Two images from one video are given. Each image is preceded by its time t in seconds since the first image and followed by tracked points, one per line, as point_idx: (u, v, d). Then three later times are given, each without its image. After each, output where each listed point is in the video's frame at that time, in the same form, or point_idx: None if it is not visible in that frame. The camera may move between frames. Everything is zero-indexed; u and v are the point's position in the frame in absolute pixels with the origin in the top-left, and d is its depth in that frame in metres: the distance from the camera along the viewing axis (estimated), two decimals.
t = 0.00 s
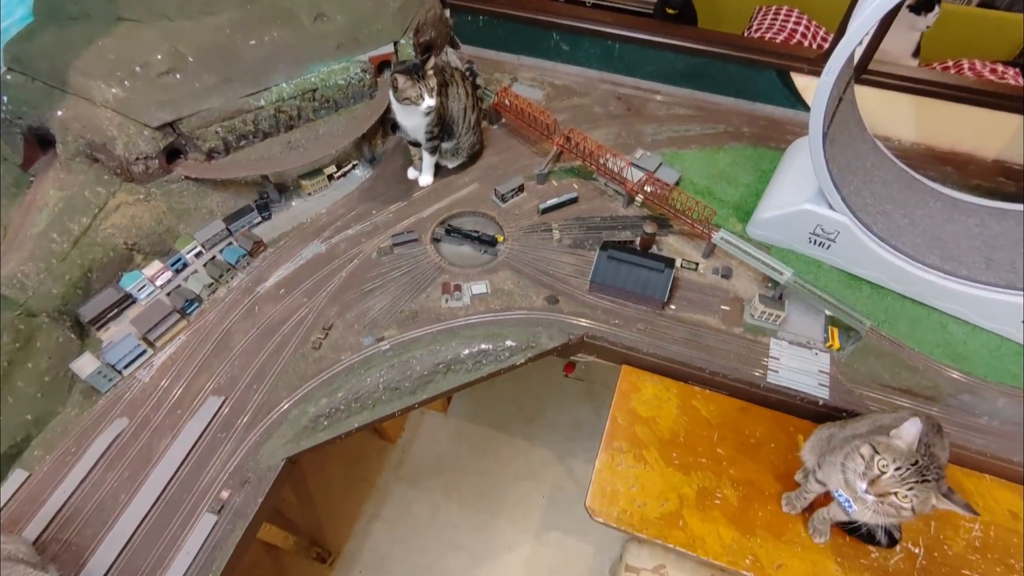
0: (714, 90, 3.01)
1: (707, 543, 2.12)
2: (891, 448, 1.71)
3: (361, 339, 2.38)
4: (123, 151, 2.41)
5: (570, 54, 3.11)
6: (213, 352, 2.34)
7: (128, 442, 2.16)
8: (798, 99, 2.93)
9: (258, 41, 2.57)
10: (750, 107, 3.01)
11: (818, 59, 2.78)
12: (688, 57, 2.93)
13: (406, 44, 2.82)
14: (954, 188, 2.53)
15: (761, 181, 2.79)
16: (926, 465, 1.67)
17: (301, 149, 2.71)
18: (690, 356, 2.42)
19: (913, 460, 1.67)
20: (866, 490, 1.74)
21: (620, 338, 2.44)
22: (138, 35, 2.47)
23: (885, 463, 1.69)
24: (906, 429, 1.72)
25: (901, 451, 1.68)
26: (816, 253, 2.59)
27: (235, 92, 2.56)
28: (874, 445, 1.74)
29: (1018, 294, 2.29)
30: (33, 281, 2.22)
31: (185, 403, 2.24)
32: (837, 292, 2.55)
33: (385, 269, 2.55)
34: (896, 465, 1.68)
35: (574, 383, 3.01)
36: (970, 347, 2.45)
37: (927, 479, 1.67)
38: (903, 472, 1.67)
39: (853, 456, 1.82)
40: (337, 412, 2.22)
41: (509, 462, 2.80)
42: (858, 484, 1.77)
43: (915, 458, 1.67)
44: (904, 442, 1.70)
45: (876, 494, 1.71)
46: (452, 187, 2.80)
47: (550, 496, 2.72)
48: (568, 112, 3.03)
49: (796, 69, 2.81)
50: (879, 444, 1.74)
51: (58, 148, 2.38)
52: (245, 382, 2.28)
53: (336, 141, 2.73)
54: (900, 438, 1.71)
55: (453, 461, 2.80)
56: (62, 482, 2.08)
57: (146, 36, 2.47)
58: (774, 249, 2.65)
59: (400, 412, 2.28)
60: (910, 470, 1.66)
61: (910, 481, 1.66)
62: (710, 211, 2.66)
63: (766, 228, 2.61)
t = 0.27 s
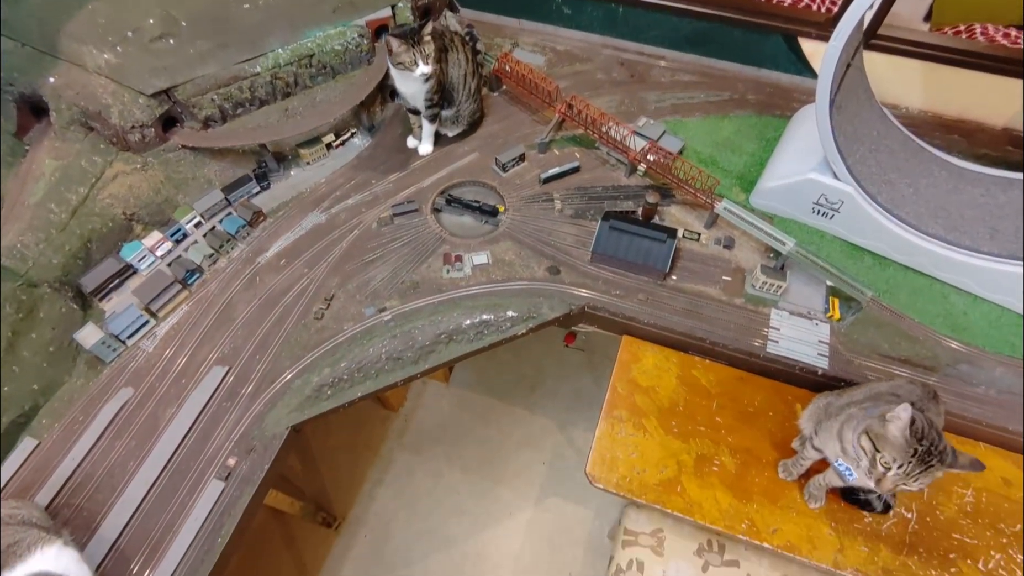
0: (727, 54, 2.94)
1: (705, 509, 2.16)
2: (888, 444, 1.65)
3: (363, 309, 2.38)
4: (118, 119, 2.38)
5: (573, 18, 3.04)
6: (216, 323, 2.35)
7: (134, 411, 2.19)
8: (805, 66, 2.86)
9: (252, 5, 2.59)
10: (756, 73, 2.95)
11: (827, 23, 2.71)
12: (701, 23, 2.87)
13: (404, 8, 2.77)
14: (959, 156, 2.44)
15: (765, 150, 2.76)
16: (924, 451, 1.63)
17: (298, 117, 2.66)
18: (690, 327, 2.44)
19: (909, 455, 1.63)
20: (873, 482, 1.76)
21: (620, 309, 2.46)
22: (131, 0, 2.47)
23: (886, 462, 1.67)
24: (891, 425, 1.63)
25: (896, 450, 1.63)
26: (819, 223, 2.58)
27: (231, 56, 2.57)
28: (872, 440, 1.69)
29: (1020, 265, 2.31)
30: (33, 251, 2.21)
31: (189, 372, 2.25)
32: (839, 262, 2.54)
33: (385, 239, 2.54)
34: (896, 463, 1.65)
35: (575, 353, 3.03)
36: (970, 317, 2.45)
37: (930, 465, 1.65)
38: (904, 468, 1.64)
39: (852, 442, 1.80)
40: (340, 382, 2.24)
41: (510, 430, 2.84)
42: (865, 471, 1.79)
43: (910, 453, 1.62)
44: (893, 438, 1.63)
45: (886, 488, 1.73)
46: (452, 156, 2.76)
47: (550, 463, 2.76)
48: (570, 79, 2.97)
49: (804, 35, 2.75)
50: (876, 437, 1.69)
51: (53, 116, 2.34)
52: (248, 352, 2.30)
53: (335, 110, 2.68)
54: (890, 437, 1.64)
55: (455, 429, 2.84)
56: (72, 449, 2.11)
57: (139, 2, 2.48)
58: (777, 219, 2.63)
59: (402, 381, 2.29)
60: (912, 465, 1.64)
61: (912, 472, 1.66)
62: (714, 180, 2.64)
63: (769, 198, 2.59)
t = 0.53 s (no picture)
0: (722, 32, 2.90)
1: (703, 486, 2.19)
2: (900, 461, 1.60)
3: (364, 290, 2.38)
4: (114, 97, 2.37)
5: None
6: (217, 303, 2.35)
7: (138, 391, 2.20)
8: (810, 42, 2.84)
9: None
10: (760, 50, 2.91)
11: None
12: None
13: None
14: (965, 134, 2.41)
15: (769, 128, 2.73)
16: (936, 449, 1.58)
17: (297, 94, 2.64)
18: (690, 307, 2.44)
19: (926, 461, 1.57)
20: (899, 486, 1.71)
21: (621, 289, 2.45)
22: None
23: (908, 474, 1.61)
24: (900, 440, 1.57)
25: (914, 464, 1.57)
26: (821, 203, 2.56)
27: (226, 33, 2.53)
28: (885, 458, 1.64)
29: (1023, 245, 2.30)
30: (32, 231, 2.20)
31: (191, 353, 2.26)
32: (841, 242, 2.53)
33: (385, 219, 2.52)
34: (919, 474, 1.58)
35: (575, 333, 3.04)
36: (970, 297, 2.45)
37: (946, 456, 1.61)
38: (928, 474, 1.59)
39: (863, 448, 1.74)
40: (342, 362, 2.25)
41: (511, 409, 2.86)
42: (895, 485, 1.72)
43: (926, 460, 1.56)
44: (906, 453, 1.57)
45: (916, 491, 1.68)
46: (452, 135, 2.73)
47: (551, 442, 2.79)
48: (571, 56, 2.92)
49: (810, 10, 2.73)
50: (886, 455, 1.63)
51: (47, 94, 2.32)
52: (249, 332, 2.30)
53: (332, 88, 2.64)
54: (902, 452, 1.58)
55: (456, 407, 2.86)
56: (77, 428, 2.13)
57: None
58: (779, 198, 2.61)
59: (403, 361, 2.30)
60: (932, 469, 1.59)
61: (934, 472, 1.61)
62: (717, 159, 2.60)
63: (772, 177, 2.57)
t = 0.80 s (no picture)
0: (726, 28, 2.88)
1: (704, 483, 2.19)
2: (910, 468, 1.62)
3: (364, 287, 2.38)
4: (113, 93, 2.36)
5: None
6: (217, 300, 2.35)
7: (138, 388, 2.20)
8: (812, 38, 2.83)
9: None
10: (762, 46, 2.90)
11: None
12: None
13: None
14: (966, 130, 2.39)
15: (770, 124, 2.71)
16: (945, 452, 1.59)
17: (296, 90, 2.63)
18: (691, 304, 2.44)
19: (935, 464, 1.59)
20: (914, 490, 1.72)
21: (622, 286, 2.45)
22: None
23: (921, 480, 1.63)
24: (907, 451, 1.60)
25: (925, 470, 1.59)
26: (822, 199, 2.56)
27: (225, 29, 2.53)
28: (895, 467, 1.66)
29: None
30: (31, 228, 2.20)
31: (191, 349, 2.26)
32: (842, 239, 2.53)
33: (386, 216, 2.52)
34: (932, 477, 1.61)
35: (576, 330, 3.03)
36: (971, 294, 2.45)
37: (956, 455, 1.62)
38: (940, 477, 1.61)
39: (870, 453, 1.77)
40: (342, 359, 2.24)
41: (511, 406, 2.86)
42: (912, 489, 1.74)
43: (936, 465, 1.58)
44: (914, 460, 1.60)
45: (933, 493, 1.69)
46: (452, 131, 2.72)
47: (551, 438, 2.79)
48: (572, 51, 2.91)
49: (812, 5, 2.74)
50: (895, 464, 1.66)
51: (46, 90, 2.31)
52: (250, 329, 2.30)
53: (332, 83, 2.63)
54: (910, 459, 1.61)
55: (456, 404, 2.86)
56: (78, 425, 2.13)
57: None
58: (780, 195, 2.61)
59: (404, 358, 2.29)
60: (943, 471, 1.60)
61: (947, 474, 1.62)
62: (718, 155, 2.58)
63: (773, 173, 2.56)
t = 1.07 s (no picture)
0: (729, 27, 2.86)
1: (703, 483, 2.19)
2: (892, 421, 1.64)
3: (364, 286, 2.38)
4: (111, 92, 2.34)
5: None
6: (217, 300, 2.34)
7: (137, 388, 2.20)
8: (812, 37, 2.82)
9: None
10: (762, 45, 2.90)
11: None
12: None
13: None
14: (967, 130, 2.32)
15: (770, 123, 2.71)
16: (931, 423, 1.61)
17: (295, 90, 2.63)
18: (691, 304, 2.43)
19: (916, 425, 1.60)
20: (891, 469, 1.69)
21: (622, 286, 2.45)
22: None
23: (895, 439, 1.63)
24: (895, 400, 1.64)
25: (904, 424, 1.61)
26: (822, 198, 2.55)
27: (225, 28, 2.53)
28: (877, 422, 1.68)
29: None
30: (31, 227, 2.18)
31: (191, 349, 2.26)
32: (842, 239, 2.53)
33: (386, 215, 2.52)
34: (907, 439, 1.61)
35: (576, 329, 3.03)
36: (971, 295, 2.45)
37: (939, 437, 1.61)
38: (916, 442, 1.60)
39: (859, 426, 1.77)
40: (341, 358, 2.24)
41: (511, 406, 2.86)
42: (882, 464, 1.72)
43: (918, 425, 1.60)
44: (900, 414, 1.62)
45: (899, 470, 1.67)
46: (452, 130, 2.72)
47: (551, 438, 2.79)
48: (572, 51, 2.90)
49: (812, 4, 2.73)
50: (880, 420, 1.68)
51: (44, 89, 2.29)
52: (250, 329, 2.30)
53: (331, 82, 2.62)
54: (896, 413, 1.63)
55: (456, 403, 2.86)
56: (77, 425, 2.13)
57: None
58: (780, 194, 2.61)
59: (404, 358, 2.28)
60: (921, 437, 1.60)
61: (922, 448, 1.61)
62: (717, 155, 2.56)
63: (773, 173, 2.56)
